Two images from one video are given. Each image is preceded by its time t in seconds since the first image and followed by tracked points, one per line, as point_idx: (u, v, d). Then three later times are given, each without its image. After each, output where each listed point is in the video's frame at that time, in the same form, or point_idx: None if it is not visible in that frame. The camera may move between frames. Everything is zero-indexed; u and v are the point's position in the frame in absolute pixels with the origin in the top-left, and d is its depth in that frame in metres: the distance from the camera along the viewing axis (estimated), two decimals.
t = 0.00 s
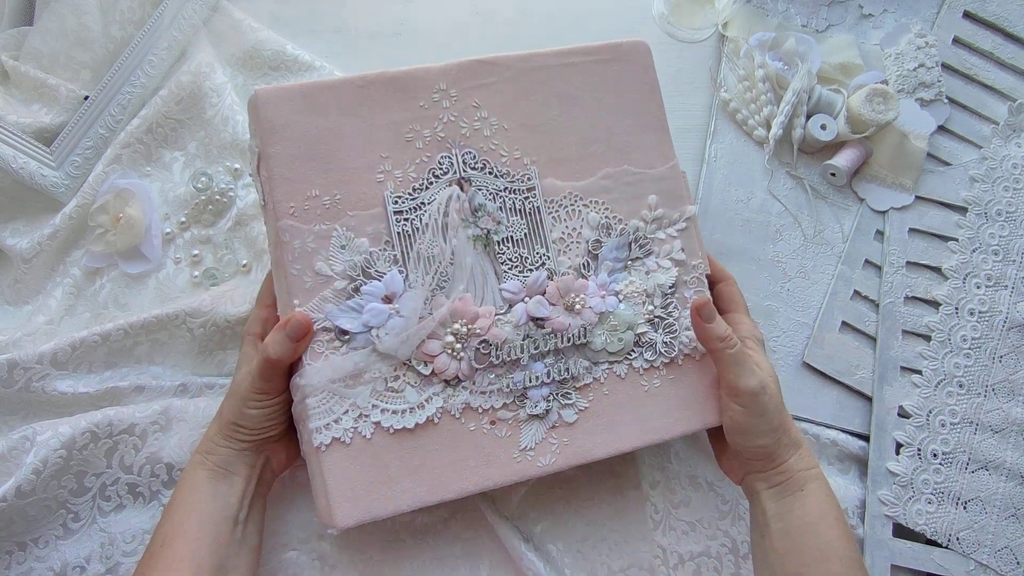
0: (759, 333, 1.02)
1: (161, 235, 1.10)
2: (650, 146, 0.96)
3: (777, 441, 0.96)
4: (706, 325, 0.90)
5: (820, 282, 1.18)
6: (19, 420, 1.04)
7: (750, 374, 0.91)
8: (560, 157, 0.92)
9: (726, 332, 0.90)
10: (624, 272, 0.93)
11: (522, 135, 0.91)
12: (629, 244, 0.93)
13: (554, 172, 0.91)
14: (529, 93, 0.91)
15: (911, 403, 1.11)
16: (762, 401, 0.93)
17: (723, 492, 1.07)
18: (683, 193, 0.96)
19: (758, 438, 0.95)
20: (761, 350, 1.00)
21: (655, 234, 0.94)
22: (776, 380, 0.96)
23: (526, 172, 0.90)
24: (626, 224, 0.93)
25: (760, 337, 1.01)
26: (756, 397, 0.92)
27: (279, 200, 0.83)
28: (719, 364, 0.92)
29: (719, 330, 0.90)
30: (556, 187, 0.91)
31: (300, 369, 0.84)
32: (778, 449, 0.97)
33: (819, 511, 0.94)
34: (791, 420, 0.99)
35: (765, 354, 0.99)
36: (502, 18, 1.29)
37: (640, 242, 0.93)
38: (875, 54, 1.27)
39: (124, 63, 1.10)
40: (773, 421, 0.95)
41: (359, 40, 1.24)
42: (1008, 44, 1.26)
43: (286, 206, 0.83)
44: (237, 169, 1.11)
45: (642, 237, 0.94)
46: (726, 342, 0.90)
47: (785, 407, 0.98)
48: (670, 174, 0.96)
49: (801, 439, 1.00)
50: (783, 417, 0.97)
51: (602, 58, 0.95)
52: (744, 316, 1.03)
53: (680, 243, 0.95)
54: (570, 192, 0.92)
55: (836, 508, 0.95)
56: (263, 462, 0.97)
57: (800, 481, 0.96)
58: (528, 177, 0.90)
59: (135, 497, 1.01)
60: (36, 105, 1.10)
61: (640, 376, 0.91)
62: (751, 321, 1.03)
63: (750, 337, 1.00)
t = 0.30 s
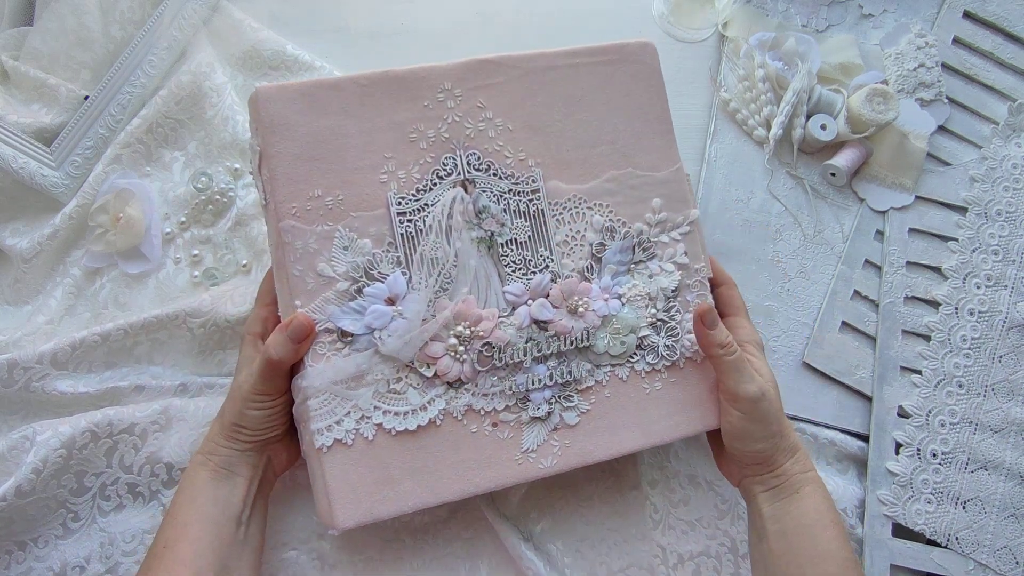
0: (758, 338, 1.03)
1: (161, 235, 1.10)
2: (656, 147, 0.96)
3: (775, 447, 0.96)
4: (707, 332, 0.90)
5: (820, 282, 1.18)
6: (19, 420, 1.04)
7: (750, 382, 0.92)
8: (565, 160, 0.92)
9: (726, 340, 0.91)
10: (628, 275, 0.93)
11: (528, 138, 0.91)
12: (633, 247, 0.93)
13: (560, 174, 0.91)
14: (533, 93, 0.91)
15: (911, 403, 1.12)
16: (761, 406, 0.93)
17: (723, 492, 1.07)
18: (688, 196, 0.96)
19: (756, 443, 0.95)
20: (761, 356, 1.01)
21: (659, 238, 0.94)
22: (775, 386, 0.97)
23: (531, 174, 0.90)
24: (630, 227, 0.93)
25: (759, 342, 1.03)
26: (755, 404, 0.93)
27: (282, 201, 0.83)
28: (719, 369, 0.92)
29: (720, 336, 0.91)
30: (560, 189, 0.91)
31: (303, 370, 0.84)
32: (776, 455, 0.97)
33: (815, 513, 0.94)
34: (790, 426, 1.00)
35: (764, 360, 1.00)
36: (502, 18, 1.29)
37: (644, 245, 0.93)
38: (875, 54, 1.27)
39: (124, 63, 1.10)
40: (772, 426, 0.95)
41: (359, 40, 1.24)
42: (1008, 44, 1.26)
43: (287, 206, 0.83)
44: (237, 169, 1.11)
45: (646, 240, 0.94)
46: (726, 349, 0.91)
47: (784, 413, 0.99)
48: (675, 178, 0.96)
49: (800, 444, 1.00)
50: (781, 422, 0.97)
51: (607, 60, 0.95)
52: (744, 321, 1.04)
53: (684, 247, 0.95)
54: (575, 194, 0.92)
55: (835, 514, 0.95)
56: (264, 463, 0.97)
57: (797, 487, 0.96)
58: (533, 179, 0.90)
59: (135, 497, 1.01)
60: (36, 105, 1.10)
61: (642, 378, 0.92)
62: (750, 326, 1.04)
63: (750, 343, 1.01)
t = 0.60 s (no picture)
0: (755, 327, 1.03)
1: (161, 234, 1.10)
2: (640, 138, 0.96)
3: (763, 436, 0.96)
4: (707, 312, 0.90)
5: (820, 282, 1.18)
6: (18, 420, 1.04)
7: (738, 365, 0.92)
8: (547, 149, 0.92)
9: (722, 321, 0.90)
10: (612, 259, 0.92)
11: (512, 132, 0.91)
12: (616, 232, 0.92)
13: (543, 165, 0.92)
14: (519, 93, 0.92)
15: (911, 403, 1.11)
16: (746, 392, 0.94)
17: (724, 492, 1.07)
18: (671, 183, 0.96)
19: (745, 431, 0.95)
20: (757, 344, 1.00)
21: (642, 223, 0.94)
22: (766, 374, 0.97)
23: (513, 164, 0.90)
24: (613, 213, 0.93)
25: (756, 331, 1.02)
26: (741, 387, 0.93)
27: (278, 194, 0.85)
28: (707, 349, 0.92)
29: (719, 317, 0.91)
30: (543, 178, 0.91)
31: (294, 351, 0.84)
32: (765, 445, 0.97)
33: (812, 508, 0.94)
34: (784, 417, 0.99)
35: (759, 348, 1.00)
36: (502, 18, 1.29)
37: (627, 230, 0.93)
38: (876, 54, 1.27)
39: (124, 63, 1.10)
40: (758, 414, 0.95)
41: (360, 40, 1.24)
42: (1008, 44, 1.26)
43: (284, 198, 0.85)
44: (237, 169, 1.11)
45: (629, 225, 0.93)
46: (720, 331, 0.91)
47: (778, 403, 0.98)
48: (658, 166, 0.96)
49: (795, 436, 0.99)
50: (770, 411, 0.97)
51: (591, 59, 0.96)
52: (740, 310, 1.04)
53: (669, 232, 0.94)
54: (559, 183, 0.92)
55: (836, 513, 0.94)
56: (267, 452, 1.00)
57: (788, 480, 0.96)
58: (516, 169, 0.90)
59: (136, 496, 1.01)
60: (36, 104, 1.10)
61: (630, 361, 0.90)
62: (747, 315, 1.04)
63: (746, 331, 1.01)
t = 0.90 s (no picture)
0: (803, 413, 0.73)
1: (161, 235, 1.10)
2: (637, 136, 0.96)
3: (734, 507, 0.79)
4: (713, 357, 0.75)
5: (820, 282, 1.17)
6: (19, 420, 1.05)
7: (712, 429, 0.75)
8: (544, 148, 0.92)
9: (721, 374, 0.73)
10: (611, 256, 0.92)
11: (509, 130, 0.91)
12: (615, 228, 0.92)
13: (541, 164, 0.92)
14: (517, 92, 0.93)
15: (911, 403, 1.11)
16: (717, 464, 0.76)
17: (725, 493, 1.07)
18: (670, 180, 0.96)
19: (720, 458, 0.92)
20: (785, 432, 0.74)
21: (641, 219, 0.94)
22: (761, 463, 0.74)
23: (511, 162, 0.91)
24: (612, 210, 0.93)
25: (805, 417, 0.73)
26: (710, 455, 0.76)
27: (277, 193, 0.85)
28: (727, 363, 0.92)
29: (725, 367, 0.74)
30: (542, 176, 0.91)
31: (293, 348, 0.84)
32: (739, 515, 0.79)
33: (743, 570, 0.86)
34: (775, 504, 0.77)
35: (782, 437, 0.74)
36: (502, 18, 1.29)
37: (626, 226, 0.93)
38: (876, 54, 1.27)
39: (124, 63, 1.11)
40: (727, 487, 0.77)
41: (359, 40, 1.24)
42: (1008, 44, 1.26)
43: (283, 197, 0.85)
44: (237, 169, 1.11)
45: (629, 221, 0.93)
46: (718, 388, 0.73)
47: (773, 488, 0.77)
48: (656, 164, 0.96)
49: (783, 524, 0.78)
50: (749, 492, 0.77)
51: (590, 58, 0.96)
52: (797, 381, 0.74)
53: (668, 228, 0.94)
54: (557, 180, 0.92)
55: None
56: (269, 452, 1.00)
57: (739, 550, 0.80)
58: (515, 166, 0.90)
59: (136, 497, 1.01)
60: (36, 105, 1.10)
61: (630, 358, 0.90)
62: (810, 392, 0.73)
63: (780, 412, 0.74)
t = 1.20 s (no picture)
0: (683, 375, 0.85)
1: (161, 235, 1.10)
2: (638, 136, 0.96)
3: (687, 499, 0.85)
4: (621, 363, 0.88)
5: (819, 282, 1.18)
6: (19, 421, 1.05)
7: (634, 428, 0.85)
8: (545, 148, 0.92)
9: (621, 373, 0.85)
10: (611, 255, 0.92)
11: (510, 130, 0.91)
12: (615, 228, 0.92)
13: (541, 163, 0.92)
14: (517, 91, 0.93)
15: (911, 403, 1.11)
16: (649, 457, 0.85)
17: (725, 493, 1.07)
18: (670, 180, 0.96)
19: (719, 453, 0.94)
20: (681, 400, 0.84)
21: (641, 220, 0.94)
22: (678, 440, 0.83)
23: (511, 161, 0.91)
24: (611, 210, 0.93)
25: (686, 378, 0.84)
26: (643, 450, 0.86)
27: (277, 193, 0.85)
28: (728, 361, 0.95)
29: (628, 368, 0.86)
30: (542, 176, 0.91)
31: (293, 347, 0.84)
32: (693, 504, 0.85)
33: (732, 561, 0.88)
34: (714, 480, 0.84)
35: (683, 406, 0.84)
36: (502, 18, 1.29)
37: (626, 226, 0.93)
38: (876, 54, 1.26)
39: (124, 63, 1.10)
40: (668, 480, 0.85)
41: (360, 40, 1.24)
42: (1008, 44, 1.26)
43: (283, 197, 0.85)
44: (237, 169, 1.11)
45: (628, 221, 0.93)
46: (624, 388, 0.85)
47: (703, 464, 0.84)
48: (657, 164, 0.96)
49: (730, 500, 0.84)
50: (685, 476, 0.84)
51: (589, 58, 0.95)
52: (672, 351, 0.86)
53: (668, 228, 0.94)
54: (557, 180, 0.92)
55: None
56: (270, 452, 1.00)
57: (709, 547, 0.85)
58: (514, 166, 0.90)
59: (135, 498, 1.01)
60: (36, 105, 1.10)
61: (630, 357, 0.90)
62: (683, 356, 0.85)
63: (671, 384, 0.85)
